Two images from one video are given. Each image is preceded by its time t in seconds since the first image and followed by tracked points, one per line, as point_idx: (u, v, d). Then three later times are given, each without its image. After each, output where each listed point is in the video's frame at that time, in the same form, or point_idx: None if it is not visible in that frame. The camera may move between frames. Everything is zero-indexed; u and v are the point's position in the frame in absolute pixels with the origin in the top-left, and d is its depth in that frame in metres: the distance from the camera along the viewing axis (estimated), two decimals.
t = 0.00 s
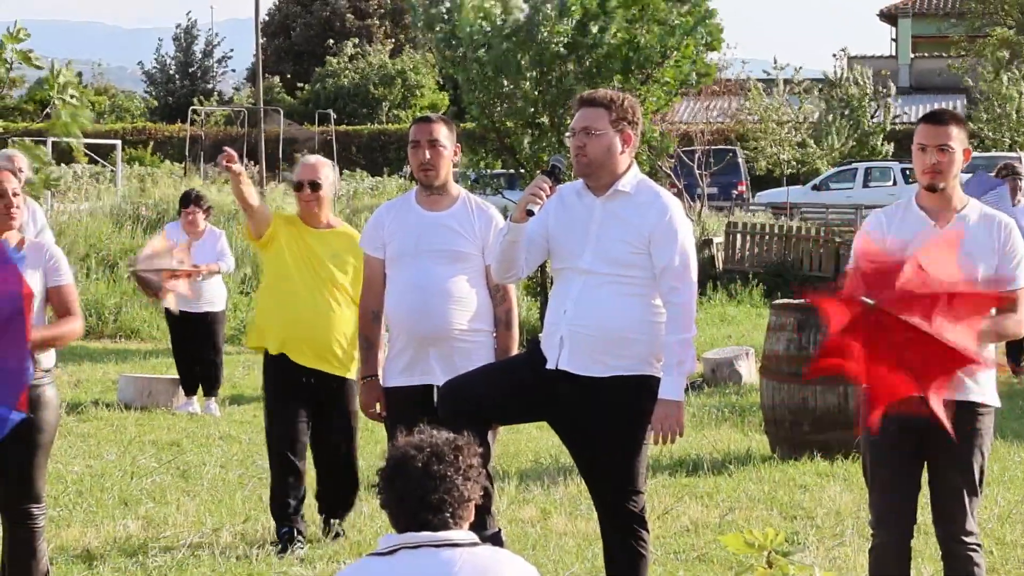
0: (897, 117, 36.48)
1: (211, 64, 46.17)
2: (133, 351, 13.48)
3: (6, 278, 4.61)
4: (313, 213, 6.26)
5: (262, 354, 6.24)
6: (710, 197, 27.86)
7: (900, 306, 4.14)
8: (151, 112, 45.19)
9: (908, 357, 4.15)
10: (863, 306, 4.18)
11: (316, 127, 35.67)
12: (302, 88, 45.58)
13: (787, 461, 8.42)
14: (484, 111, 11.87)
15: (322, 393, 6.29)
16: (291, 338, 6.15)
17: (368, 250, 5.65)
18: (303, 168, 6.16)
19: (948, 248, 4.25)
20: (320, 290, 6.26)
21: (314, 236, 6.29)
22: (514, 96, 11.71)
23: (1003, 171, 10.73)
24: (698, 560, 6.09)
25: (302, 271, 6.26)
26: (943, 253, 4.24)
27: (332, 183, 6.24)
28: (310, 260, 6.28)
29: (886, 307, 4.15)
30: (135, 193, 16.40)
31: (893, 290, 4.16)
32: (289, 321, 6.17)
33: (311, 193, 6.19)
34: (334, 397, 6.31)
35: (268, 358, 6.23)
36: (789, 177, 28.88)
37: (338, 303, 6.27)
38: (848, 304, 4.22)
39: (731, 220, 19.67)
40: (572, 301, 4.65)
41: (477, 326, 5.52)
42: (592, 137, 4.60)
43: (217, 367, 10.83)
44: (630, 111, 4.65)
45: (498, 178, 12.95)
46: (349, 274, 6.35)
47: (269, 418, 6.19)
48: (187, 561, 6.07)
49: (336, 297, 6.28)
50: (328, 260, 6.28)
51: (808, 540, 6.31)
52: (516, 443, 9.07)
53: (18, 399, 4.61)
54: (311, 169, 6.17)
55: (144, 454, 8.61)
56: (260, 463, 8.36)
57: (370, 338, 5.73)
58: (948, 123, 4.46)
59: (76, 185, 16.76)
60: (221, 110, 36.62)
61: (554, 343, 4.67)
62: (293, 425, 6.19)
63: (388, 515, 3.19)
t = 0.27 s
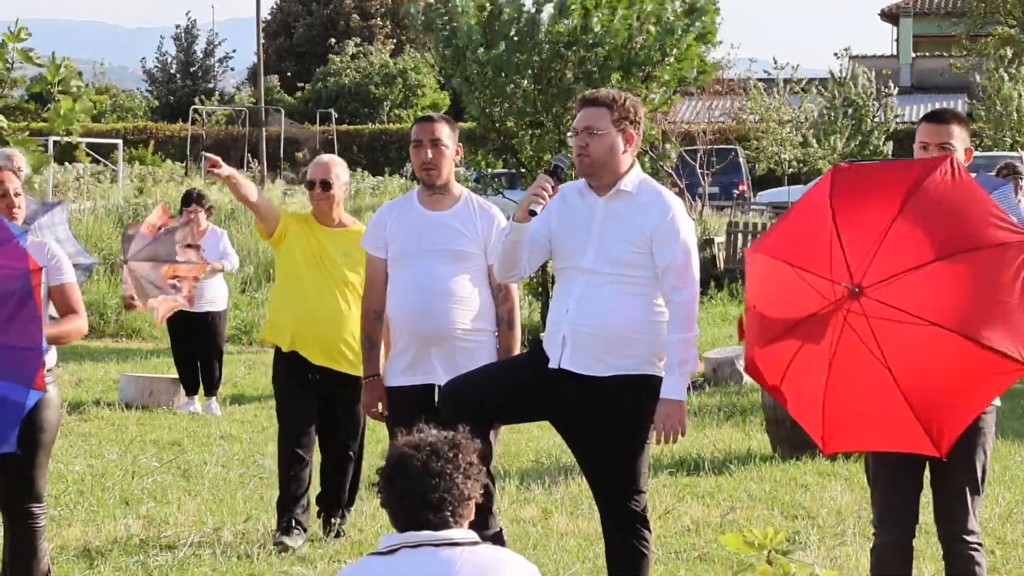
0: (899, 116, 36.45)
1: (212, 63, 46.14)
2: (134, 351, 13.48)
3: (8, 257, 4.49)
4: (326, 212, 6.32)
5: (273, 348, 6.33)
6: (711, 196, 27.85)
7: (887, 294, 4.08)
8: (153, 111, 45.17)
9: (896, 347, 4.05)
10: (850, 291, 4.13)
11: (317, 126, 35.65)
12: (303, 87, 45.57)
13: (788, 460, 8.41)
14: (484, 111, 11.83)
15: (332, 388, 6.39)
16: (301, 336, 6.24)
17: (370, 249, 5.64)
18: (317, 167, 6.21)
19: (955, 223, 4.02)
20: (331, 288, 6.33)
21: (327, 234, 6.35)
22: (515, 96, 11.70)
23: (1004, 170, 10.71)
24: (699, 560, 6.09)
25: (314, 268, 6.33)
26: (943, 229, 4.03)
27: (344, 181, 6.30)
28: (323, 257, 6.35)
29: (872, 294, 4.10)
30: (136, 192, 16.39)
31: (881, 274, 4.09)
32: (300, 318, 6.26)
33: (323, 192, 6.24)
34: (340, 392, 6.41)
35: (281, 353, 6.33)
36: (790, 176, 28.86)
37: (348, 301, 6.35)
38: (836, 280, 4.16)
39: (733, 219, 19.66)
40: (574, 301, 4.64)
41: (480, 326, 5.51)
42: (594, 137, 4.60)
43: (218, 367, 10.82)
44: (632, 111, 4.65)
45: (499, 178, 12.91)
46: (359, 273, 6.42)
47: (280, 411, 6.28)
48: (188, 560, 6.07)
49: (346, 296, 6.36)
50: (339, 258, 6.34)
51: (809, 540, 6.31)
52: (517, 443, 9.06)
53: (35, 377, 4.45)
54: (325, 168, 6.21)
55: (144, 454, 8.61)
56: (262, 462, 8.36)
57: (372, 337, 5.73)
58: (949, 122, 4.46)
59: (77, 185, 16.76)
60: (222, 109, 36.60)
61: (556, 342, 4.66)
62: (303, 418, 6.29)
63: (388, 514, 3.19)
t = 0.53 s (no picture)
0: (899, 115, 36.45)
1: (212, 62, 46.14)
2: (134, 350, 13.48)
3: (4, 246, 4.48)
4: (326, 207, 6.32)
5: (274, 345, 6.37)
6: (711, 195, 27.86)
7: (903, 303, 3.97)
8: (153, 109, 45.17)
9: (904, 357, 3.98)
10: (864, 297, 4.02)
11: (317, 126, 35.65)
12: (304, 86, 45.58)
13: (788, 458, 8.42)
14: (482, 111, 11.78)
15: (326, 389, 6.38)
16: (299, 332, 6.26)
17: (370, 248, 5.64)
18: (318, 164, 6.21)
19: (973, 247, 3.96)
20: (331, 284, 6.33)
21: (326, 229, 6.36)
22: (514, 95, 11.69)
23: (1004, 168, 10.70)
24: (699, 558, 6.09)
25: (313, 264, 6.35)
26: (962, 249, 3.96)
27: (344, 178, 6.30)
28: (322, 252, 6.35)
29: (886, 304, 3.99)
30: (136, 191, 16.38)
31: (900, 284, 3.98)
32: (299, 315, 6.28)
33: (322, 187, 6.25)
34: (338, 389, 6.40)
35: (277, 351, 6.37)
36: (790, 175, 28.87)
37: (347, 298, 6.35)
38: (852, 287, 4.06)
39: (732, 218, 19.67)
40: (575, 301, 4.63)
41: (481, 325, 5.51)
42: (596, 136, 4.59)
43: (219, 365, 10.83)
44: (633, 110, 4.65)
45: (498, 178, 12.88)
46: (359, 269, 6.41)
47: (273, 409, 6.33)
48: (189, 559, 6.06)
49: (345, 292, 6.35)
50: (339, 255, 6.34)
51: (809, 539, 6.31)
52: (517, 442, 9.07)
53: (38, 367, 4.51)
54: (324, 165, 6.22)
55: (144, 453, 8.61)
56: (262, 461, 8.37)
57: (373, 337, 5.73)
58: (951, 120, 4.44)
59: (77, 184, 16.76)
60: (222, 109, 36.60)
61: (557, 342, 4.66)
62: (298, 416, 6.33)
63: (388, 514, 3.18)
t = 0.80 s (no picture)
0: (899, 115, 36.45)
1: (212, 61, 46.14)
2: (134, 349, 13.48)
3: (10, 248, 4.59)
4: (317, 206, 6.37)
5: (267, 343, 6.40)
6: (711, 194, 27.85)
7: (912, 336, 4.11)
8: (153, 108, 45.17)
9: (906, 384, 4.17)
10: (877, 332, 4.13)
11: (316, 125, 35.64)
12: (304, 86, 45.57)
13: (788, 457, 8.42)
14: (482, 109, 11.81)
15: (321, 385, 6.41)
16: (292, 330, 6.30)
17: (371, 247, 5.64)
18: (308, 162, 6.28)
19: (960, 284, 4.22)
20: (323, 283, 6.38)
21: (319, 229, 6.41)
22: (514, 95, 11.69)
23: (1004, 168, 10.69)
24: (699, 558, 6.08)
25: (305, 263, 6.40)
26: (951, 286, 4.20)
27: (336, 177, 6.35)
28: (314, 252, 6.40)
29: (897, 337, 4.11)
30: (137, 190, 16.39)
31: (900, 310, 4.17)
32: (292, 313, 6.32)
33: (314, 187, 6.30)
34: (332, 386, 6.42)
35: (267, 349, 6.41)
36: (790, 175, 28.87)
37: (339, 296, 6.39)
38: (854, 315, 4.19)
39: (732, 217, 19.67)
40: (576, 300, 4.63)
41: (480, 324, 5.51)
42: (596, 135, 4.59)
43: (218, 365, 10.84)
44: (633, 109, 4.65)
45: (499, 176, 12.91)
46: (351, 268, 6.45)
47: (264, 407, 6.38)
48: (189, 559, 6.06)
49: (337, 290, 6.39)
50: (331, 254, 6.39)
51: (809, 538, 6.31)
52: (517, 441, 9.07)
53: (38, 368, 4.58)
54: (315, 163, 6.28)
55: (144, 452, 8.60)
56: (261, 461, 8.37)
57: (372, 336, 5.73)
58: (949, 120, 4.45)
59: (76, 183, 16.75)
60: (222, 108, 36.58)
61: (557, 341, 4.66)
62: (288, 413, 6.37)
63: (388, 513, 3.18)
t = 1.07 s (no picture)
0: (899, 114, 36.45)
1: (212, 60, 46.16)
2: (134, 349, 13.48)
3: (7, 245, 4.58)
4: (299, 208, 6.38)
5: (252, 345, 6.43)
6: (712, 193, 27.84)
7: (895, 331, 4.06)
8: (153, 108, 45.17)
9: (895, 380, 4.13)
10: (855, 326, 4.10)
11: (316, 125, 35.64)
12: (304, 85, 45.58)
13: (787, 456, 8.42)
14: (483, 108, 11.84)
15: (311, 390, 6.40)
16: (273, 332, 6.31)
17: (370, 247, 5.63)
18: (290, 164, 6.27)
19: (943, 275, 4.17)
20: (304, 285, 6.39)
21: (299, 230, 6.43)
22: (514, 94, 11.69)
23: (1004, 167, 10.68)
24: (699, 557, 6.08)
25: (286, 266, 6.43)
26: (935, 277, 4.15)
27: (318, 179, 6.35)
28: (294, 254, 6.41)
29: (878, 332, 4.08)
30: (137, 189, 16.41)
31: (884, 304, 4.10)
32: (272, 315, 6.34)
33: (297, 188, 6.30)
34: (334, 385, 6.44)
35: (255, 349, 6.42)
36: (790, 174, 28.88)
37: (319, 298, 6.39)
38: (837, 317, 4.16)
39: (732, 216, 19.67)
40: (576, 300, 4.64)
41: (480, 323, 5.51)
42: (595, 134, 4.59)
43: (218, 365, 10.84)
44: (632, 109, 4.65)
45: (499, 175, 12.96)
46: (332, 270, 6.44)
47: (259, 408, 6.40)
48: (189, 558, 6.05)
49: (317, 292, 6.40)
50: (311, 256, 6.39)
51: (809, 537, 6.31)
52: (517, 441, 9.07)
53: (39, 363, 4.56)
54: (296, 165, 6.27)
55: (144, 451, 8.60)
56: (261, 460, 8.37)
57: (373, 336, 5.73)
58: (946, 119, 4.46)
59: (77, 182, 16.75)
60: (222, 106, 36.58)
61: (557, 341, 4.67)
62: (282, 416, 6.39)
63: (389, 513, 3.19)
